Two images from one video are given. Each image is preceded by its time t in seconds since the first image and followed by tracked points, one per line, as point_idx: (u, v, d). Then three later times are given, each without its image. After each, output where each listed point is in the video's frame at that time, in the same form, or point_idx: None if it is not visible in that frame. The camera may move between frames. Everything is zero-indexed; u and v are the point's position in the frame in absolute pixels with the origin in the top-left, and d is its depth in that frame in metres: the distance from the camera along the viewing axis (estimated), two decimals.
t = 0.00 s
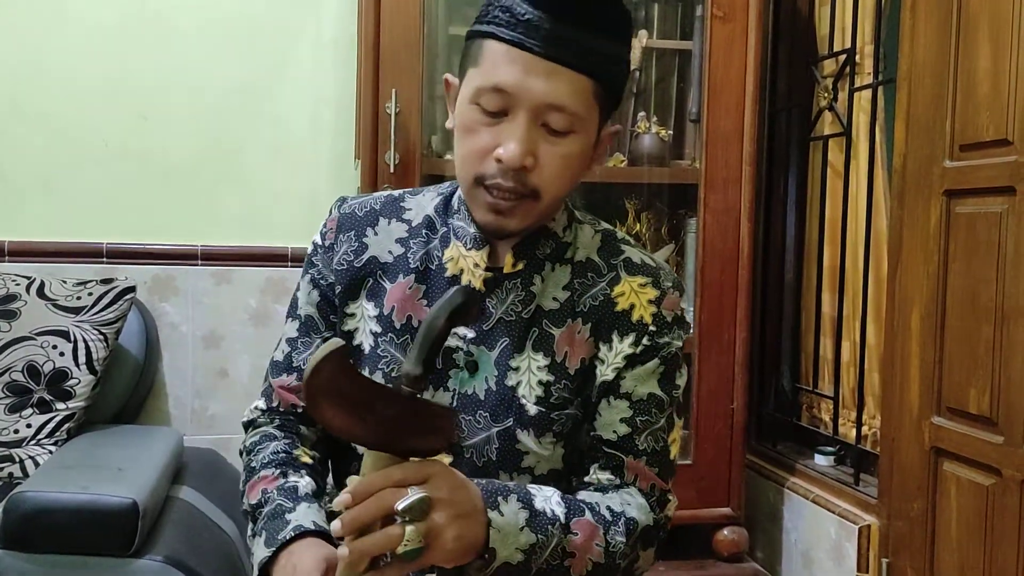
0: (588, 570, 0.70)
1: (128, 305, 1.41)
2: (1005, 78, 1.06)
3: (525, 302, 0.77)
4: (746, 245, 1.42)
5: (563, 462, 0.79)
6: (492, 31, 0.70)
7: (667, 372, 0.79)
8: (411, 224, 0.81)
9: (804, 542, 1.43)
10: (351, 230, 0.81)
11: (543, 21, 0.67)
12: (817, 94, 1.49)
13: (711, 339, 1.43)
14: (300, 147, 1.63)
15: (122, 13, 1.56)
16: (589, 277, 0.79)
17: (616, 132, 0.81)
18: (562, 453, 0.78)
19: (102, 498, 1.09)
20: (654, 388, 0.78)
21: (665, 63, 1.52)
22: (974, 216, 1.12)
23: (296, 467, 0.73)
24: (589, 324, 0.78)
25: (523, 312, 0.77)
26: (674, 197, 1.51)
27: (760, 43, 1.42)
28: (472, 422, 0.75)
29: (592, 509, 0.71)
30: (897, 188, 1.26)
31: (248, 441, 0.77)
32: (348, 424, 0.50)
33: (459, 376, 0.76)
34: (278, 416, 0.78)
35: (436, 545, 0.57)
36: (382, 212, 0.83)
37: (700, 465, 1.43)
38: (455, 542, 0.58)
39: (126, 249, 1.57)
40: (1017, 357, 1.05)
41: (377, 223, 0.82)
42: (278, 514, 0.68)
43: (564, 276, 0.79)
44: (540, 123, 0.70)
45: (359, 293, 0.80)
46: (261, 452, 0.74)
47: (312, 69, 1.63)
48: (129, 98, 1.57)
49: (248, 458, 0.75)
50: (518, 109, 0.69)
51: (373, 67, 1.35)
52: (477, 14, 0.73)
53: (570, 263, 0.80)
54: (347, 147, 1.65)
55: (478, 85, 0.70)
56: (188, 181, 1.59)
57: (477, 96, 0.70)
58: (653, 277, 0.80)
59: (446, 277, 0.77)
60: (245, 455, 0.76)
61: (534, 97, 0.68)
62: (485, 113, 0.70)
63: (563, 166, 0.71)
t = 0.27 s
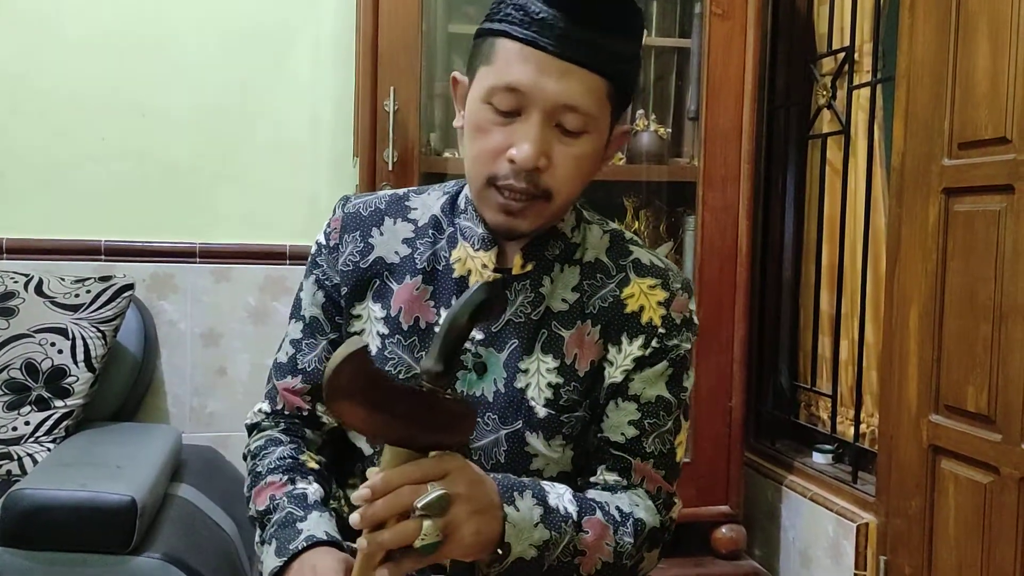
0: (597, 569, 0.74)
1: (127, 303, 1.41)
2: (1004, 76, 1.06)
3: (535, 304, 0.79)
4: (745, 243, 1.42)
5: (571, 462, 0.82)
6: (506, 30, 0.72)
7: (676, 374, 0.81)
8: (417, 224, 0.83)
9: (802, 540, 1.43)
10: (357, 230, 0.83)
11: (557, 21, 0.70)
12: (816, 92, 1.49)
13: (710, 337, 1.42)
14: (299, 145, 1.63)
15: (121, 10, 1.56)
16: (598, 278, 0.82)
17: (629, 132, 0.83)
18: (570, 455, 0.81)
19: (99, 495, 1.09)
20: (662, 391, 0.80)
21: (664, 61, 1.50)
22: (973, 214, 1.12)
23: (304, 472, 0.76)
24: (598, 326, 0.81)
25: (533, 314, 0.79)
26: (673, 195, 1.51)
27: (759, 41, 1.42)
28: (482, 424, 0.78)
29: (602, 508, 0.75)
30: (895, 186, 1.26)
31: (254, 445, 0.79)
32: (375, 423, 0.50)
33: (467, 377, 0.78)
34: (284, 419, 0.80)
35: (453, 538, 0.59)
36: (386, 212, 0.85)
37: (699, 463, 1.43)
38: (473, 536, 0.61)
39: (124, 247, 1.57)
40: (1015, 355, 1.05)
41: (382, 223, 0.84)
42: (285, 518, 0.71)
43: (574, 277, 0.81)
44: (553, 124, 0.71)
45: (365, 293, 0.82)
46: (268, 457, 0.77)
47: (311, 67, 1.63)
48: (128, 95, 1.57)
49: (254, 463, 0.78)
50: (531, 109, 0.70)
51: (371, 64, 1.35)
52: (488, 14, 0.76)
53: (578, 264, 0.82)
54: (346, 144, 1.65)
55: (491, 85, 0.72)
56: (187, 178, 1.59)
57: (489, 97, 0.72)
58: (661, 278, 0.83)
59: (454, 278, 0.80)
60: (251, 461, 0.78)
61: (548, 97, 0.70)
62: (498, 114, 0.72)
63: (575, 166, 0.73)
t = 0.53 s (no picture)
0: (617, 552, 0.79)
1: (124, 295, 1.41)
2: (1003, 70, 1.06)
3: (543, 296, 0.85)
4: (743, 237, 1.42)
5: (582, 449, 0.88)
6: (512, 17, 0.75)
7: (683, 360, 0.88)
8: (420, 219, 0.88)
9: (799, 533, 1.43)
10: (360, 227, 0.87)
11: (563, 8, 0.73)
12: (814, 86, 1.48)
13: (707, 331, 1.43)
14: (296, 137, 1.63)
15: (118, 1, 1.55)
16: (604, 267, 0.88)
17: (631, 121, 0.85)
18: (583, 443, 0.88)
19: (96, 488, 1.09)
20: (671, 378, 0.87)
21: (662, 54, 1.50)
22: (971, 209, 1.12)
23: (315, 473, 0.79)
24: (606, 316, 0.87)
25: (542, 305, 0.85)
26: (670, 188, 1.51)
27: (758, 35, 1.41)
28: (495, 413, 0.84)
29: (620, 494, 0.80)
30: (893, 180, 1.26)
31: (264, 449, 0.83)
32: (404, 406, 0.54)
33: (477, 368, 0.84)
34: (292, 420, 0.84)
35: (483, 521, 0.64)
36: (387, 209, 0.89)
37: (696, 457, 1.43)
38: (507, 519, 0.66)
39: (121, 239, 1.56)
40: (1012, 350, 1.05)
41: (384, 219, 0.88)
42: (302, 520, 0.75)
43: (580, 268, 0.87)
44: (559, 112, 0.75)
45: (371, 291, 0.86)
46: (279, 460, 0.80)
47: (308, 59, 1.62)
48: (125, 87, 1.56)
49: (265, 466, 0.81)
50: (538, 97, 0.74)
51: (369, 57, 1.34)
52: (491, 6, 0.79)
53: (584, 255, 0.88)
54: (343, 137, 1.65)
55: (496, 75, 0.75)
56: (184, 171, 1.59)
57: (497, 87, 0.75)
58: (663, 268, 0.89)
59: (461, 271, 0.84)
60: (262, 464, 0.81)
61: (555, 86, 0.73)
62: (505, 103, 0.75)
63: (581, 154, 0.76)
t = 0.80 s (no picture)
0: (626, 505, 0.79)
1: (116, 257, 1.40)
2: (1005, 31, 1.05)
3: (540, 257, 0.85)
4: (740, 201, 1.41)
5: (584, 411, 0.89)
6: None
7: (683, 314, 0.87)
8: (413, 181, 0.87)
9: (792, 496, 1.44)
10: (351, 191, 0.86)
11: None
12: (814, 48, 1.47)
13: (703, 295, 1.42)
14: (290, 98, 1.61)
15: None
16: (601, 223, 0.88)
17: (624, 76, 0.85)
18: (585, 402, 0.88)
19: (89, 449, 1.09)
20: (672, 331, 0.86)
21: (660, 15, 1.49)
22: (969, 172, 1.11)
23: (318, 440, 0.79)
24: (605, 272, 0.87)
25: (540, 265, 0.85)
26: (668, 152, 1.49)
27: None
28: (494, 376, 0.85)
29: (628, 447, 0.80)
30: (892, 144, 1.25)
31: (262, 420, 0.82)
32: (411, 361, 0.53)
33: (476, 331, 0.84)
34: (291, 390, 0.84)
35: (497, 475, 0.64)
36: (378, 172, 0.88)
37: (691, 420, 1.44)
38: (520, 472, 0.66)
39: (113, 200, 1.55)
40: (1007, 314, 1.05)
41: (376, 182, 0.87)
42: (308, 483, 0.75)
43: (578, 223, 0.87)
44: (554, 63, 0.74)
45: (366, 257, 0.85)
46: (280, 428, 0.80)
47: (301, 18, 1.59)
48: (115, 45, 1.54)
49: (265, 435, 0.81)
50: (532, 47, 0.73)
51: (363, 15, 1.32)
52: None
53: (581, 210, 0.88)
54: (338, 98, 1.63)
55: (489, 25, 0.74)
56: (176, 131, 1.57)
57: (489, 37, 0.74)
58: (661, 220, 0.89)
59: (457, 233, 0.84)
60: (262, 434, 0.81)
61: (550, 35, 0.73)
62: (499, 54, 0.74)
63: (577, 107, 0.76)
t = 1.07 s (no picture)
0: (619, 469, 0.75)
1: (104, 201, 1.36)
2: None
3: (536, 204, 0.80)
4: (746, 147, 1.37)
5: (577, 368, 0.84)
6: None
7: (684, 271, 0.82)
8: (404, 118, 0.82)
9: (791, 449, 1.42)
10: (337, 126, 0.81)
11: None
12: None
13: (707, 244, 1.39)
14: (281, 39, 1.55)
15: None
16: (601, 169, 0.83)
17: (631, 12, 0.81)
18: (576, 358, 0.83)
19: (78, 396, 1.06)
20: (671, 290, 0.81)
21: None
22: (984, 116, 1.07)
23: (290, 378, 0.74)
24: (603, 223, 0.82)
25: (536, 213, 0.80)
26: (672, 97, 1.45)
27: None
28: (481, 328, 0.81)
29: (621, 408, 0.76)
30: (904, 88, 1.21)
31: (231, 358, 0.77)
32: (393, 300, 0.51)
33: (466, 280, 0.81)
34: (263, 330, 0.78)
35: (486, 431, 0.61)
36: (367, 106, 0.82)
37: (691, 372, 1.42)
38: (510, 431, 0.63)
39: (101, 144, 1.50)
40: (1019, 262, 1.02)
41: (365, 118, 0.81)
42: (278, 421, 0.70)
43: (577, 169, 0.83)
44: None
45: (352, 198, 0.80)
46: (249, 366, 0.75)
47: None
48: None
49: (235, 374, 0.76)
50: None
51: None
52: None
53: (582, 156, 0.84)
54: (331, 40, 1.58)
55: None
56: (165, 73, 1.52)
57: None
58: (668, 167, 0.83)
59: (448, 176, 0.80)
60: (230, 373, 0.76)
61: None
62: None
63: (580, 38, 0.73)
